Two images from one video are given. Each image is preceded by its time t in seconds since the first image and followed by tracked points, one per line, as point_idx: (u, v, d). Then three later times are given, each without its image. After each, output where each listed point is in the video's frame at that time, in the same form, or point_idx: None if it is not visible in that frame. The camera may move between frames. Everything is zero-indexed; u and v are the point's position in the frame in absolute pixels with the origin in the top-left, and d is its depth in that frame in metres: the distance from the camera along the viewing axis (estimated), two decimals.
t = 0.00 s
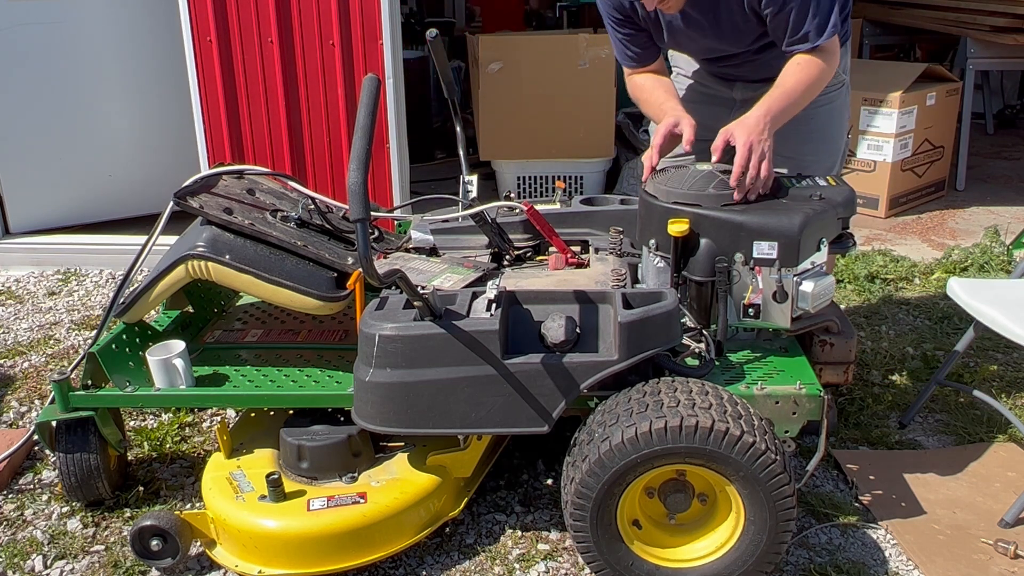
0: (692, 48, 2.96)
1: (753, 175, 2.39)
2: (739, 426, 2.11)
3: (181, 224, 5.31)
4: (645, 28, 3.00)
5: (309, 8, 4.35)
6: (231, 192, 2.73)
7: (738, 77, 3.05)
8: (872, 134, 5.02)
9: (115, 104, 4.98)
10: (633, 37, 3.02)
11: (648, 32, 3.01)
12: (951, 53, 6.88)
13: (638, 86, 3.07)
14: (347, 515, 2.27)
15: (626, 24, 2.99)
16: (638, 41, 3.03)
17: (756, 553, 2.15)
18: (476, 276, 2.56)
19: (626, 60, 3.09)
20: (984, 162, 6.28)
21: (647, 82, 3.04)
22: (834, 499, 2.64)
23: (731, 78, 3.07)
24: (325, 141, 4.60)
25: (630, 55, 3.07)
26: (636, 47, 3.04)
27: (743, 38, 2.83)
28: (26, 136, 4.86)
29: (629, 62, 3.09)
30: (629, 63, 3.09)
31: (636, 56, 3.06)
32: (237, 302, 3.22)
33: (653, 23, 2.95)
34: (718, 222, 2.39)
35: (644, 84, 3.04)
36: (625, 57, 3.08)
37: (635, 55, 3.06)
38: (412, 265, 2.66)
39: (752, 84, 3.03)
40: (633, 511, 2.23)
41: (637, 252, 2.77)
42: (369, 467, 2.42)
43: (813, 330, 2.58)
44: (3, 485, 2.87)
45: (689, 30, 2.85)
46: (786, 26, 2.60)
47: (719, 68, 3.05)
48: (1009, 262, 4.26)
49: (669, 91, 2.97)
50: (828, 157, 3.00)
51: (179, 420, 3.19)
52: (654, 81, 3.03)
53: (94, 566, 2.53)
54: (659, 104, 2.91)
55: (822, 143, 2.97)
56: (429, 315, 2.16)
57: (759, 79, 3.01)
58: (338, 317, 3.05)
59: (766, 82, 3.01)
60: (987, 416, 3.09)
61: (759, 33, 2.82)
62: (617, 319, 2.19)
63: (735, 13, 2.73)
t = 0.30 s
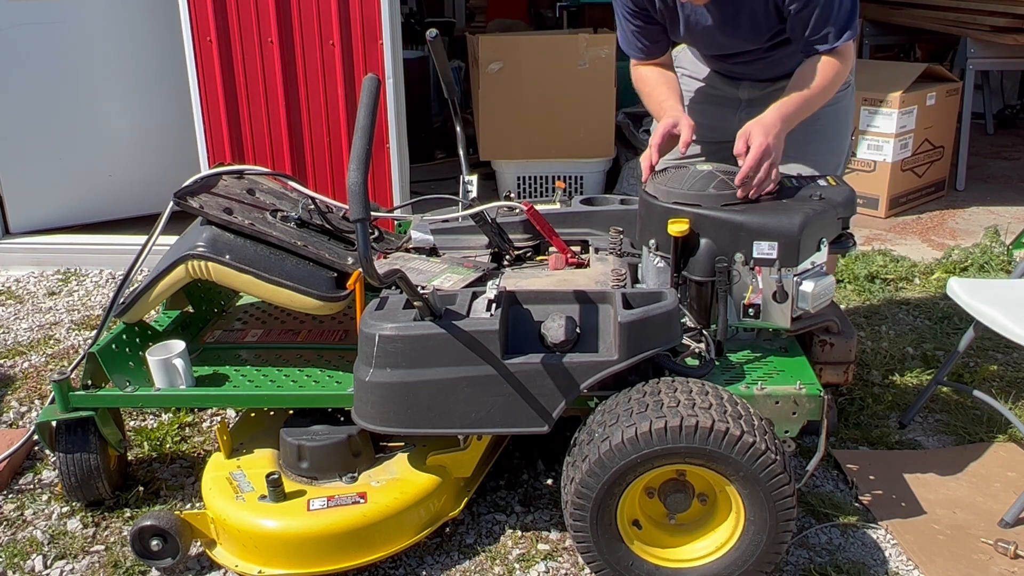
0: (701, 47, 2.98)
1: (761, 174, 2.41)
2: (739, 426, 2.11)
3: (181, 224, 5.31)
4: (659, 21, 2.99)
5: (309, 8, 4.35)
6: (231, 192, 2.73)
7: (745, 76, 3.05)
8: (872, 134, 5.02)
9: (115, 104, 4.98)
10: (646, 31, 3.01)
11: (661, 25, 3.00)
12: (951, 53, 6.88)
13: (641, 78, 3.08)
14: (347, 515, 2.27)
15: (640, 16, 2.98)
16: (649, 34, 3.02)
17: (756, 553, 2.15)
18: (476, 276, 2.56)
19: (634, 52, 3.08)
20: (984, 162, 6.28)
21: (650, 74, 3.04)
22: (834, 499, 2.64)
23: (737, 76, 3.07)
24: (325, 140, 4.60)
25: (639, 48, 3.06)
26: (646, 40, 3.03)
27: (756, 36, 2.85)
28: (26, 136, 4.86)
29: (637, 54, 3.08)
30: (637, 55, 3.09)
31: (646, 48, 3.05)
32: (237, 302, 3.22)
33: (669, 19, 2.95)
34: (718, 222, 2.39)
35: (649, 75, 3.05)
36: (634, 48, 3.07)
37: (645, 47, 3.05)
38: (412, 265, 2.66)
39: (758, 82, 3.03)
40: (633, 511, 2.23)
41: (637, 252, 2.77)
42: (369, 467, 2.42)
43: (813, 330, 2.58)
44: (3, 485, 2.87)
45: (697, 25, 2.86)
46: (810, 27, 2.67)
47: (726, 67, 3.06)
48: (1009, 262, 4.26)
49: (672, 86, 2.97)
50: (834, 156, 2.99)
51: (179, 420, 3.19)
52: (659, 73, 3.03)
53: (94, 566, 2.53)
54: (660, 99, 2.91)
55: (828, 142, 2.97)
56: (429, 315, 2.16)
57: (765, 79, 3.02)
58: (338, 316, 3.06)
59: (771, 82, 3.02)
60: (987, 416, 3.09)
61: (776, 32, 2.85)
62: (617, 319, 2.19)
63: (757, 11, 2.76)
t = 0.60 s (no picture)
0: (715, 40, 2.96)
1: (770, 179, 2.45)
2: (739, 426, 2.11)
3: (181, 224, 5.31)
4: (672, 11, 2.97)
5: (309, 8, 4.35)
6: (231, 192, 2.73)
7: (752, 74, 3.06)
8: (872, 133, 5.02)
9: (115, 104, 4.98)
10: (657, 22, 3.01)
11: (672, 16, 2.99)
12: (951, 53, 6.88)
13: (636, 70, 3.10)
14: (347, 515, 2.27)
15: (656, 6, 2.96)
16: (659, 24, 3.02)
17: (756, 553, 2.15)
18: (476, 276, 2.56)
19: (639, 41, 3.08)
20: (984, 162, 6.28)
21: (646, 68, 3.07)
22: (834, 499, 2.64)
23: (743, 74, 3.08)
24: (325, 140, 4.60)
25: (646, 37, 3.06)
26: (655, 29, 3.03)
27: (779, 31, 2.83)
28: (26, 136, 4.86)
29: (642, 44, 3.08)
30: (642, 44, 3.08)
31: (652, 37, 3.05)
32: (237, 302, 3.22)
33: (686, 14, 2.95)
34: (718, 222, 2.39)
35: (645, 69, 3.07)
36: (641, 35, 3.06)
37: (652, 37, 3.05)
38: (412, 265, 2.66)
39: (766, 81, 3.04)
40: (633, 511, 2.23)
41: (637, 252, 2.77)
42: (369, 467, 2.42)
43: (813, 329, 2.58)
44: (3, 485, 2.87)
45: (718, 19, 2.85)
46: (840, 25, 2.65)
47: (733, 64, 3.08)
48: (1009, 262, 4.26)
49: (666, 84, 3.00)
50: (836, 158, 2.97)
51: (179, 420, 3.19)
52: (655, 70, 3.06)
53: (94, 566, 2.53)
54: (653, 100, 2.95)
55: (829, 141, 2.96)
56: (429, 315, 2.16)
57: (774, 77, 3.02)
58: (338, 316, 3.06)
59: (780, 80, 3.02)
60: (987, 416, 3.09)
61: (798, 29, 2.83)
62: (616, 319, 2.19)
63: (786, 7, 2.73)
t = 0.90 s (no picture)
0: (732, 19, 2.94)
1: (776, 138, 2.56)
2: (739, 426, 2.11)
3: (181, 224, 5.31)
4: None
5: (309, 8, 4.35)
6: (231, 192, 2.73)
7: (756, 69, 3.07)
8: (872, 133, 5.02)
9: (115, 104, 4.98)
10: None
11: None
12: (951, 53, 6.87)
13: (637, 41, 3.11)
14: (347, 515, 2.27)
15: None
16: None
17: (756, 553, 2.16)
18: (476, 276, 2.56)
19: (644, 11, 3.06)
20: (984, 162, 6.28)
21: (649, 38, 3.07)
22: (834, 499, 2.64)
23: (750, 70, 3.09)
24: (325, 140, 4.60)
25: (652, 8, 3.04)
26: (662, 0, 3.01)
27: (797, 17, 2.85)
28: (26, 136, 4.86)
29: (647, 14, 3.06)
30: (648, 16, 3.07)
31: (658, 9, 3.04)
32: (237, 302, 3.22)
33: None
34: (718, 221, 2.39)
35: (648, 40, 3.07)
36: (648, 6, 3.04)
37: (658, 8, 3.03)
38: (412, 265, 2.66)
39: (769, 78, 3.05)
40: (633, 511, 2.23)
41: (637, 252, 2.77)
42: (369, 467, 2.42)
43: (812, 329, 2.58)
44: (3, 485, 2.87)
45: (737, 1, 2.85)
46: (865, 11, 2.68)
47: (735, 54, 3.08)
48: (1009, 262, 4.26)
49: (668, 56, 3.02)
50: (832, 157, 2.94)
51: (179, 420, 3.19)
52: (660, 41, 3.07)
53: (94, 566, 2.53)
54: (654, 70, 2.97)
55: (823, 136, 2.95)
56: (429, 315, 2.16)
57: (779, 74, 3.04)
58: (338, 316, 3.05)
59: (783, 78, 3.04)
60: (987, 416, 3.09)
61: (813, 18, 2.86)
62: (617, 319, 2.19)
63: None
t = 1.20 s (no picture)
0: None
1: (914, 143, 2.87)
2: (739, 426, 2.11)
3: (181, 224, 5.31)
4: None
5: (309, 8, 4.35)
6: (231, 192, 2.73)
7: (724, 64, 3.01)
8: (872, 134, 5.02)
9: (115, 104, 4.98)
10: None
11: None
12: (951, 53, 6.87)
13: None
14: (347, 515, 2.27)
15: None
16: None
17: (756, 553, 2.16)
18: (476, 276, 2.56)
19: None
20: (984, 162, 6.28)
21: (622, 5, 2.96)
22: (834, 500, 2.64)
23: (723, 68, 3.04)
24: (325, 140, 4.60)
25: None
26: None
27: None
28: (25, 136, 4.86)
29: None
30: None
31: None
32: (237, 302, 3.22)
33: None
34: (719, 221, 2.40)
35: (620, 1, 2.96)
36: None
37: None
38: (412, 265, 2.66)
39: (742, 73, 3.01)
40: (633, 511, 2.23)
41: (637, 252, 2.77)
42: (369, 467, 2.42)
43: (812, 329, 2.58)
44: (3, 485, 2.88)
45: None
46: None
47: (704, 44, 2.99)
48: (1009, 262, 4.26)
49: (641, 26, 2.98)
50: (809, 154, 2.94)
51: (179, 420, 3.19)
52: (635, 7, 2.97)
53: (94, 566, 2.53)
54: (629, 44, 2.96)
55: (798, 130, 2.94)
56: (429, 315, 2.16)
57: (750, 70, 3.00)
58: (338, 316, 3.06)
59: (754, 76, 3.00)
60: (988, 416, 3.09)
61: None
62: (617, 319, 2.19)
63: None
